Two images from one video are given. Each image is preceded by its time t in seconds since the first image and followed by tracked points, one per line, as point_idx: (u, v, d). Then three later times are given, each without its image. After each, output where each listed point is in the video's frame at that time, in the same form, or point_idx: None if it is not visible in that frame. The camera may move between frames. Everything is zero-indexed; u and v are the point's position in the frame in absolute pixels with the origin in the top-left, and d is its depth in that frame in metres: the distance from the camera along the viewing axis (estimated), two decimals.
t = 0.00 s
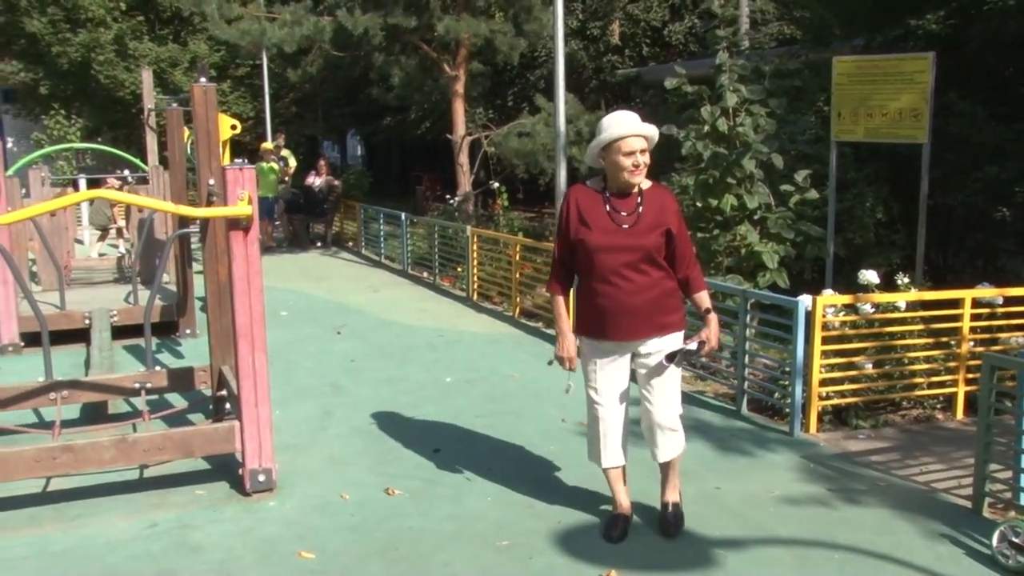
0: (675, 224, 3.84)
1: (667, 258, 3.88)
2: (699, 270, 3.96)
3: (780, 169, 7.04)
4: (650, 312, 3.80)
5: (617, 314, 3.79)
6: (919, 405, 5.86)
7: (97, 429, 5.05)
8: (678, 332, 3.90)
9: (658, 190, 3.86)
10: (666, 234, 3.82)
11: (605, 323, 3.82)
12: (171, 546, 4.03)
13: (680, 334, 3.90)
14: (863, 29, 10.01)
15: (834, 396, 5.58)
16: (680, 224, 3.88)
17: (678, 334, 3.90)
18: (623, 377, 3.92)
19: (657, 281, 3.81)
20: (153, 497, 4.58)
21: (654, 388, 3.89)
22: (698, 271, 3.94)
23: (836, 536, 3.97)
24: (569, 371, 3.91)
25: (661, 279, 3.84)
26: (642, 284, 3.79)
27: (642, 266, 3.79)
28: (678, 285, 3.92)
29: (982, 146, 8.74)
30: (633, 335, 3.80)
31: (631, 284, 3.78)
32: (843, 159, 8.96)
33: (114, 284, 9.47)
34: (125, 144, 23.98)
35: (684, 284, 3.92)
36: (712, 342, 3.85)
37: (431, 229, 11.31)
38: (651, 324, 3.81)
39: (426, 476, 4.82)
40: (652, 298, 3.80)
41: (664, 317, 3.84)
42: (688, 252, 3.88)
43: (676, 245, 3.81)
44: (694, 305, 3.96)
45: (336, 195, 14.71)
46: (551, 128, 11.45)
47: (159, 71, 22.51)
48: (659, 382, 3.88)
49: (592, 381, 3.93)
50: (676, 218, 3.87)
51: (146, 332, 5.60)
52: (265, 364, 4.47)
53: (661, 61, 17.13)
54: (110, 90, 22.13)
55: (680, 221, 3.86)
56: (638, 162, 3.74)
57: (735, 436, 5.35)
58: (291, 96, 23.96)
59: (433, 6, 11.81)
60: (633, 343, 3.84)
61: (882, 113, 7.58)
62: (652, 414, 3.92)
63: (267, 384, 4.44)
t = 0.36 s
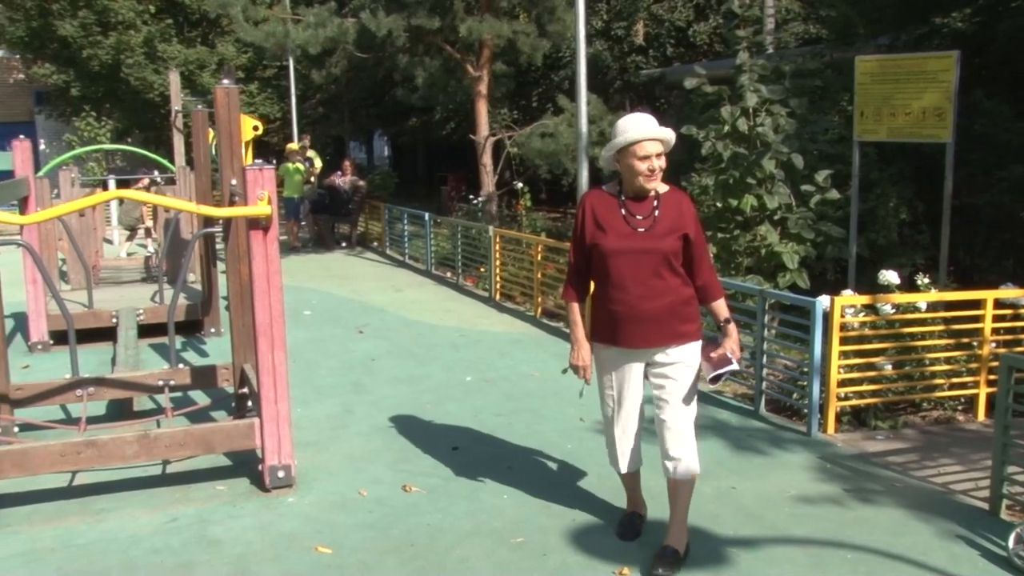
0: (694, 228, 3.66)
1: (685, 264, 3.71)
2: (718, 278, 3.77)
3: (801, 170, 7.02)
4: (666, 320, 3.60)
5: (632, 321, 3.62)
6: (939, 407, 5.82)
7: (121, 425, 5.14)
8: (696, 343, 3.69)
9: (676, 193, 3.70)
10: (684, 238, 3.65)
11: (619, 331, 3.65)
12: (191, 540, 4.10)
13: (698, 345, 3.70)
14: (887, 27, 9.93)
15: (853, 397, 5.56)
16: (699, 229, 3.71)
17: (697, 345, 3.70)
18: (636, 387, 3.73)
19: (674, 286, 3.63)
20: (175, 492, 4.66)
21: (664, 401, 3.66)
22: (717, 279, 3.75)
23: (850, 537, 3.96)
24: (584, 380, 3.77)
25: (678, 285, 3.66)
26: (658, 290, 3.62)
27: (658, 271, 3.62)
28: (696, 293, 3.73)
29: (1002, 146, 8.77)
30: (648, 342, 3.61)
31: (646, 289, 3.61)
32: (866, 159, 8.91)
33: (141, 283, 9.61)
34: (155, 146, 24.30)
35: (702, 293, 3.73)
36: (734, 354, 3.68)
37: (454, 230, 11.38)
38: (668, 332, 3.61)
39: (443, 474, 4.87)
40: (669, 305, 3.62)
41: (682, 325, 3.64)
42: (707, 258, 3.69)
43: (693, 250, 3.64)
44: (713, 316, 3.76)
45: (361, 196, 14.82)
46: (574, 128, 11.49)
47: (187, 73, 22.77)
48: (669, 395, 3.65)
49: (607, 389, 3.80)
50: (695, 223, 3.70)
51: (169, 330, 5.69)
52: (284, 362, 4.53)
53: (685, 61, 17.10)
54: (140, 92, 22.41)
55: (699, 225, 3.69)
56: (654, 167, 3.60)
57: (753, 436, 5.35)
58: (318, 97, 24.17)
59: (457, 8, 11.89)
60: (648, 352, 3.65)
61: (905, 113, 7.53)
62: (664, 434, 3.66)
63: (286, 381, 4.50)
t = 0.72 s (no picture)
0: (702, 228, 3.60)
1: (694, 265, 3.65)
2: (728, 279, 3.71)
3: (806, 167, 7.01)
4: (673, 322, 3.56)
5: (639, 323, 3.58)
6: (943, 403, 5.81)
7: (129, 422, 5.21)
8: (705, 345, 3.64)
9: (685, 192, 3.64)
10: (693, 239, 3.59)
11: (626, 332, 3.61)
12: (197, 535, 4.17)
13: (707, 347, 3.65)
14: (897, 24, 9.86)
15: (856, 393, 5.57)
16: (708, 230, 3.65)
17: (705, 347, 3.65)
18: (644, 387, 3.69)
19: (682, 288, 3.58)
20: (182, 488, 4.72)
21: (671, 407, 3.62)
22: (727, 280, 3.69)
23: (848, 532, 3.98)
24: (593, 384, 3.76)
25: (687, 286, 3.61)
26: (666, 291, 3.56)
27: (666, 272, 3.57)
28: (705, 294, 3.67)
29: (1012, 143, 8.74)
30: (654, 344, 3.58)
31: (653, 290, 3.56)
32: (873, 156, 8.90)
33: (153, 282, 9.70)
34: (168, 146, 24.47)
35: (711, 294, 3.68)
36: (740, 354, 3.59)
37: (463, 228, 11.42)
38: (674, 334, 3.57)
39: (446, 470, 4.91)
40: (677, 307, 3.57)
41: (690, 327, 3.59)
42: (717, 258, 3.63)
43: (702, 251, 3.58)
44: (721, 317, 3.70)
45: (372, 195, 14.89)
46: (582, 127, 11.51)
47: (200, 74, 22.88)
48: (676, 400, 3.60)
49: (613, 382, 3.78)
50: (705, 223, 3.64)
51: (178, 328, 5.76)
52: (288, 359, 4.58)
53: (695, 59, 17.09)
54: (153, 92, 22.56)
55: (708, 225, 3.62)
56: (665, 164, 3.53)
57: (755, 432, 5.38)
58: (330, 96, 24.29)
59: (465, 7, 11.94)
60: (655, 353, 3.61)
61: (912, 111, 7.52)
62: (668, 439, 3.63)
63: (290, 378, 4.56)
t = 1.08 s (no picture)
0: (705, 229, 3.61)
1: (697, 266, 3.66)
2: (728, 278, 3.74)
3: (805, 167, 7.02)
4: (681, 323, 3.56)
5: (647, 327, 3.56)
6: (942, 402, 5.82)
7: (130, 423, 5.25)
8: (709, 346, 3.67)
9: (685, 193, 3.65)
10: (696, 241, 3.59)
11: (633, 336, 3.59)
12: (197, 534, 4.20)
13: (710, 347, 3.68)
14: (897, 23, 9.87)
15: (854, 392, 5.59)
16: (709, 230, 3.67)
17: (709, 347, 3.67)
18: (647, 391, 3.69)
19: (688, 289, 3.59)
20: (182, 488, 4.76)
21: (674, 409, 3.63)
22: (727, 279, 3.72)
23: (843, 530, 4.00)
24: (601, 389, 3.67)
25: (691, 288, 3.62)
26: (672, 294, 3.56)
27: (672, 274, 3.57)
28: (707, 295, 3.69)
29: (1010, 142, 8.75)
30: (663, 347, 3.57)
31: (660, 293, 3.55)
32: (873, 156, 8.92)
33: (156, 284, 9.75)
34: (172, 149, 24.56)
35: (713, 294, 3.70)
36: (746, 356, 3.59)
37: (465, 230, 11.45)
38: (683, 336, 3.57)
39: (445, 470, 4.95)
40: (683, 309, 3.57)
41: (697, 328, 3.61)
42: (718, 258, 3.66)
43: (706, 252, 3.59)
44: (723, 318, 3.73)
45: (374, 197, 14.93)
46: (582, 127, 11.55)
47: (203, 77, 22.92)
48: (680, 402, 3.62)
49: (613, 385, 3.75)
50: (706, 225, 3.65)
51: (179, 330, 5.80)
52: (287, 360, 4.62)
53: (696, 59, 17.11)
54: (157, 95, 22.64)
55: (709, 226, 3.64)
56: (666, 167, 3.52)
57: (753, 431, 5.40)
58: (333, 99, 24.36)
59: (465, 9, 11.99)
60: (663, 356, 3.61)
61: (910, 110, 7.54)
62: (669, 440, 3.63)
63: (290, 379, 4.59)
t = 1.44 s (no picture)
0: (721, 234, 3.59)
1: (712, 271, 3.63)
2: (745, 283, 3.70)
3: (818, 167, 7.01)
4: (692, 326, 3.56)
5: (657, 329, 3.57)
6: (958, 402, 5.79)
7: (148, 425, 5.32)
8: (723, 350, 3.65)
9: (703, 197, 3.62)
10: (711, 245, 3.57)
11: (643, 338, 3.60)
12: (213, 534, 4.25)
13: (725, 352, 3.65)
14: (914, 22, 9.80)
15: (869, 393, 5.57)
16: (726, 235, 3.64)
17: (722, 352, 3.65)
18: (659, 394, 3.71)
19: (700, 293, 3.58)
20: (199, 488, 4.82)
21: (686, 412, 3.62)
22: (745, 284, 3.68)
23: (856, 530, 4.00)
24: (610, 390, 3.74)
25: (705, 292, 3.60)
26: (683, 298, 3.56)
27: (685, 278, 3.56)
28: (722, 300, 3.67)
29: None
30: (674, 350, 3.57)
31: (672, 296, 3.56)
32: (889, 156, 8.89)
33: (175, 287, 9.86)
34: (191, 152, 24.76)
35: (729, 299, 3.67)
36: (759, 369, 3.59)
37: (481, 232, 11.49)
38: (694, 339, 3.57)
39: (458, 471, 4.97)
40: (695, 314, 3.56)
41: (709, 332, 3.59)
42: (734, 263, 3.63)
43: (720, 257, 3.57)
44: (740, 323, 3.70)
45: (391, 199, 15.00)
46: (597, 129, 11.56)
47: (221, 81, 23.07)
48: (693, 407, 3.61)
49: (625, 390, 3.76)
50: (722, 229, 3.63)
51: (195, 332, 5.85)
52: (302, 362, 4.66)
53: (713, 60, 17.07)
54: (177, 98, 22.85)
55: (725, 231, 3.61)
56: (680, 171, 3.51)
57: (767, 432, 5.41)
58: (350, 102, 24.47)
59: (480, 12, 12.04)
60: (674, 359, 3.61)
61: (926, 110, 7.50)
62: (680, 441, 3.64)
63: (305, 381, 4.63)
